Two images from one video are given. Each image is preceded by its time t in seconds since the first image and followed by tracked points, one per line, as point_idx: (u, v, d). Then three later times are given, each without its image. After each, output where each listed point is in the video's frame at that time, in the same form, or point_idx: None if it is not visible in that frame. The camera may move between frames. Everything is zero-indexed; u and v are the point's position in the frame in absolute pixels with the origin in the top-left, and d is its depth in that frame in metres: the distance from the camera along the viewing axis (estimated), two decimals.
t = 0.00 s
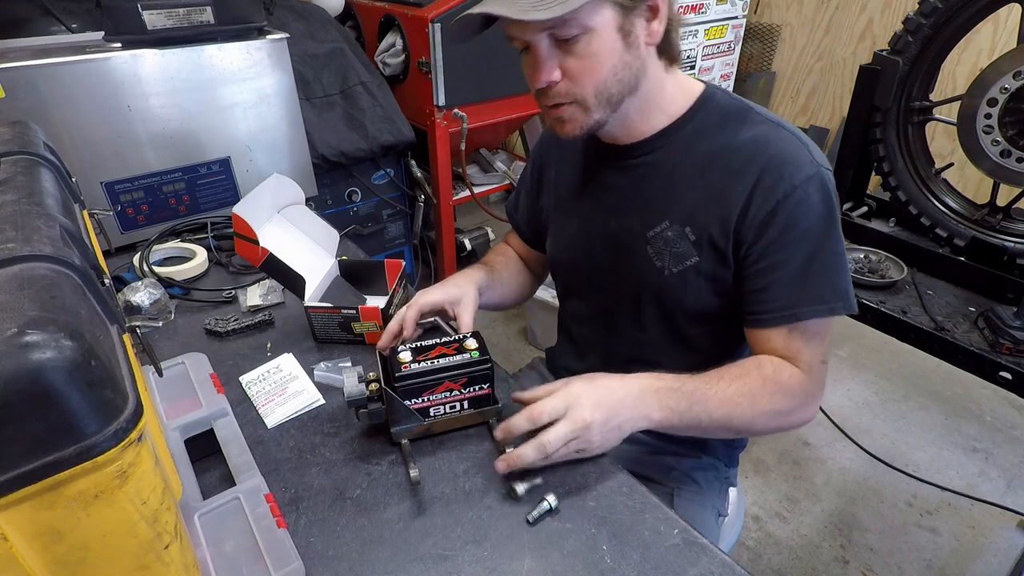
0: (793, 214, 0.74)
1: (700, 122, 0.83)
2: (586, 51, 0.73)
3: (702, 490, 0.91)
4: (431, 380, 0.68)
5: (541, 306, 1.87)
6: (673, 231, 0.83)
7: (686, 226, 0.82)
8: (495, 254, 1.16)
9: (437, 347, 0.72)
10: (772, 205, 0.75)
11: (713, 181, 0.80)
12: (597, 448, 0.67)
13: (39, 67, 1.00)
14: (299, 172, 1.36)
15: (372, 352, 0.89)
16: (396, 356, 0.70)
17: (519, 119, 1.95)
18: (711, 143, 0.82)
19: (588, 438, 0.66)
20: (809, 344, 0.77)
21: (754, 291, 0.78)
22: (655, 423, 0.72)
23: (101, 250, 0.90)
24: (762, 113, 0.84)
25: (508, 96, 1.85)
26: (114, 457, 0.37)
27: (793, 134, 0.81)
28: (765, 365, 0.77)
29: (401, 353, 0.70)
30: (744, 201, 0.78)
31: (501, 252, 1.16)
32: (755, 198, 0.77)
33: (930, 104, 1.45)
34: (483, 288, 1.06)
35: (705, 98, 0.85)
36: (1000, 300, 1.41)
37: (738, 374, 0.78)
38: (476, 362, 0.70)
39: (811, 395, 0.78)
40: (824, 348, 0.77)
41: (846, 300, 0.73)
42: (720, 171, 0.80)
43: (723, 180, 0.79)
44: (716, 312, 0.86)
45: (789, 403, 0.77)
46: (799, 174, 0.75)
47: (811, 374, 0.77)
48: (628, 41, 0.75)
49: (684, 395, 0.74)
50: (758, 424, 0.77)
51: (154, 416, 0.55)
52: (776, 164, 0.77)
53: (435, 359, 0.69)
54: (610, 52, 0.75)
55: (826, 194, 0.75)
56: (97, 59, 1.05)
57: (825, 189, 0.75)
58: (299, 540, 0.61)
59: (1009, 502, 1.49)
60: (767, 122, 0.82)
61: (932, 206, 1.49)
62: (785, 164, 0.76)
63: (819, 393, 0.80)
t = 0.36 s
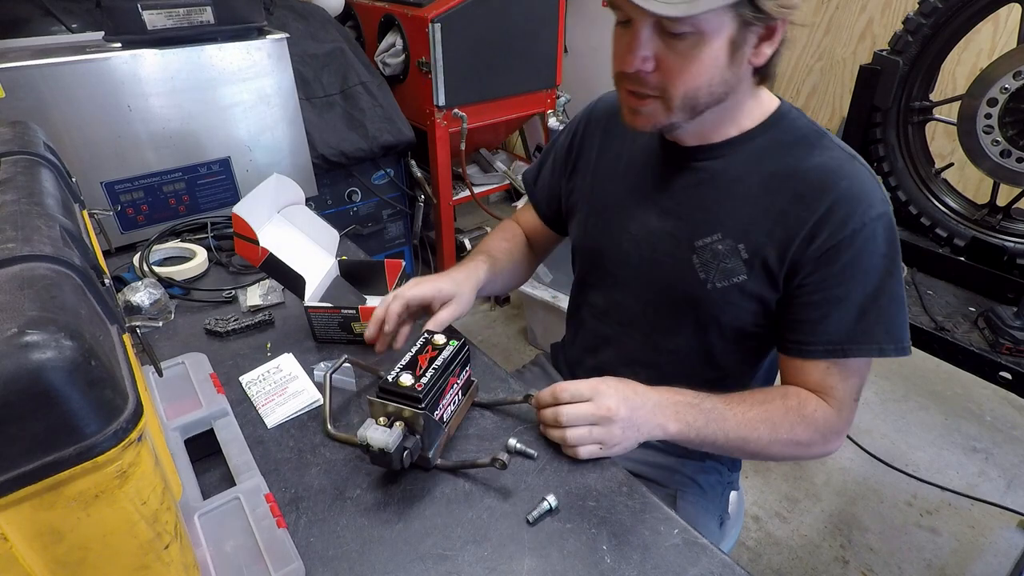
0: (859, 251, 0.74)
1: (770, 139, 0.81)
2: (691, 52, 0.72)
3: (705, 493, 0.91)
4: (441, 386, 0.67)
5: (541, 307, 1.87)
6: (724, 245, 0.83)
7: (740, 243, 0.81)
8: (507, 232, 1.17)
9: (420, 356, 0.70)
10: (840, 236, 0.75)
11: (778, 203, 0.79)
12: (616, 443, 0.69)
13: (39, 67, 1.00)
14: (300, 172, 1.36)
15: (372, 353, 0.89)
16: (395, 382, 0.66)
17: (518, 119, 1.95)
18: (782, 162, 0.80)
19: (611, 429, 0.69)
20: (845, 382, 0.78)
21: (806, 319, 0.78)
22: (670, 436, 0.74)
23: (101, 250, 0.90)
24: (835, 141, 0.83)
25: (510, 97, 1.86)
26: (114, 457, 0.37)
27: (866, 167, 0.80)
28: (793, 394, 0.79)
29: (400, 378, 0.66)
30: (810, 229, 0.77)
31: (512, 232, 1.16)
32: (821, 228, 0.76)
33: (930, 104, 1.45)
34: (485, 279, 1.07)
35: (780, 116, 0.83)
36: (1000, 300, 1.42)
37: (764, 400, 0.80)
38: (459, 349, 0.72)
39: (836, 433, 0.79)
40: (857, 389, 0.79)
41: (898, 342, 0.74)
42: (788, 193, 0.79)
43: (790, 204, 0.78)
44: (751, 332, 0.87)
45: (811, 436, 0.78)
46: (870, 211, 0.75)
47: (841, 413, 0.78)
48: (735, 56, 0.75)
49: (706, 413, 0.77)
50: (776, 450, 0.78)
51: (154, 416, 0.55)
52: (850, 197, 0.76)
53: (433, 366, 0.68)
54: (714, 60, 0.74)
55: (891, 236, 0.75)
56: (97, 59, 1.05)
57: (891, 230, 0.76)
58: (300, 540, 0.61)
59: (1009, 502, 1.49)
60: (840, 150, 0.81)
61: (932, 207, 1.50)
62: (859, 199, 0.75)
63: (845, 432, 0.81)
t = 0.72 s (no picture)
0: (857, 257, 0.74)
1: (769, 143, 0.81)
2: (704, 67, 0.73)
3: (702, 493, 0.91)
4: (441, 386, 0.67)
5: (541, 306, 1.88)
6: (722, 250, 0.82)
7: (737, 248, 0.81)
8: (514, 245, 1.16)
9: (420, 355, 0.70)
10: (839, 242, 0.75)
11: (776, 208, 0.79)
12: (624, 447, 0.68)
13: (39, 67, 1.00)
14: (300, 172, 1.36)
15: (372, 353, 0.89)
16: (394, 382, 0.66)
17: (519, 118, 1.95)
18: (780, 167, 0.80)
19: (616, 431, 0.68)
20: (849, 387, 0.78)
21: (805, 325, 0.78)
22: (678, 438, 0.74)
23: (101, 250, 0.90)
24: (836, 144, 0.82)
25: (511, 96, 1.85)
26: (113, 457, 0.37)
27: (865, 171, 0.80)
28: (797, 397, 0.80)
29: (400, 378, 0.66)
30: (807, 235, 0.77)
31: (519, 245, 1.16)
32: (819, 233, 0.76)
33: (930, 104, 1.45)
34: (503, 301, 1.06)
35: (781, 117, 0.82)
36: (1000, 300, 1.42)
37: (768, 404, 0.80)
38: (459, 350, 0.72)
39: (843, 436, 0.80)
40: (863, 392, 0.79)
41: (899, 349, 0.74)
42: (786, 198, 0.79)
43: (788, 210, 0.78)
44: (751, 336, 0.86)
45: (817, 440, 0.78)
46: (869, 217, 0.75)
47: (846, 417, 0.79)
48: (745, 66, 0.75)
49: (710, 415, 0.77)
50: (783, 454, 0.78)
51: (154, 416, 0.55)
52: (848, 202, 0.76)
53: (433, 366, 0.68)
54: (726, 72, 0.74)
55: (890, 242, 0.75)
56: (97, 59, 1.05)
57: (890, 236, 0.76)
58: (300, 540, 0.61)
59: (1009, 502, 1.49)
60: (840, 154, 0.80)
61: (932, 207, 1.50)
62: (856, 205, 0.75)
63: (850, 435, 0.81)
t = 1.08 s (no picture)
0: (836, 239, 0.73)
1: (743, 134, 0.82)
2: (666, 65, 0.73)
3: (702, 493, 0.91)
4: (441, 386, 0.67)
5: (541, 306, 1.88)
6: (703, 244, 0.83)
7: (718, 241, 0.81)
8: (512, 260, 1.16)
9: (420, 355, 0.70)
10: (814, 225, 0.74)
11: (752, 198, 0.79)
12: (614, 464, 0.65)
13: (39, 67, 1.00)
14: (299, 173, 1.36)
15: (372, 353, 0.89)
16: (394, 382, 0.66)
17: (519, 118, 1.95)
18: (754, 157, 0.80)
19: (602, 448, 0.65)
20: (853, 373, 0.75)
21: (792, 315, 0.76)
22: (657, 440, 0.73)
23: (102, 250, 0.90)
24: (812, 130, 0.82)
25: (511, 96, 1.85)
26: (113, 457, 0.37)
27: (842, 155, 0.79)
28: (797, 393, 0.76)
29: (400, 378, 0.66)
30: (784, 222, 0.76)
31: (517, 259, 1.15)
32: (796, 219, 0.75)
33: (930, 103, 1.45)
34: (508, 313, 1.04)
35: (754, 109, 0.83)
36: (1000, 300, 1.42)
37: (770, 405, 0.77)
38: (459, 350, 0.72)
39: (856, 429, 0.75)
40: (870, 380, 0.75)
41: (888, 333, 0.72)
42: (761, 187, 0.79)
43: (764, 199, 0.78)
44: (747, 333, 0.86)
45: (829, 436, 0.74)
46: (843, 198, 0.74)
47: (852, 407, 0.75)
48: (709, 60, 0.75)
49: (704, 418, 0.74)
50: (794, 454, 0.74)
51: (154, 416, 0.55)
52: (821, 185, 0.75)
53: (433, 366, 0.68)
54: (688, 68, 0.74)
55: (869, 222, 0.74)
56: (97, 59, 1.05)
57: (868, 215, 0.74)
58: (299, 540, 0.61)
59: (1009, 502, 1.49)
60: (815, 140, 0.80)
61: (932, 207, 1.50)
62: (829, 187, 0.75)
63: (865, 429, 0.77)
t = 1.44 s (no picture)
0: (822, 229, 0.73)
1: (725, 129, 0.82)
2: (621, 54, 0.73)
3: (701, 494, 0.90)
4: (442, 386, 0.67)
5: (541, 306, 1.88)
6: (691, 240, 0.82)
7: (705, 236, 0.81)
8: (510, 263, 1.15)
9: (420, 355, 0.70)
10: (798, 218, 0.74)
11: (736, 193, 0.79)
12: (621, 474, 0.64)
13: (39, 67, 1.00)
14: (299, 172, 1.36)
15: (372, 353, 0.89)
16: (395, 382, 0.66)
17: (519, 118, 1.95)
18: (737, 151, 0.80)
19: (612, 460, 0.64)
20: (845, 363, 0.75)
21: (784, 307, 0.76)
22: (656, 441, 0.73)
23: (102, 250, 0.90)
24: (792, 123, 0.82)
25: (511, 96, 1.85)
26: (113, 457, 0.37)
27: (823, 146, 0.79)
28: (796, 386, 0.75)
29: (401, 378, 0.66)
30: (770, 215, 0.76)
31: (515, 262, 1.15)
32: (781, 211, 0.75)
33: (930, 104, 1.45)
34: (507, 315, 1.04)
35: (732, 103, 0.83)
36: (1000, 300, 1.42)
37: (769, 399, 0.75)
38: (459, 350, 0.72)
39: (851, 417, 0.75)
40: (860, 367, 0.75)
41: (883, 319, 0.72)
42: (745, 182, 0.79)
43: (748, 193, 0.78)
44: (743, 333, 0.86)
45: (827, 427, 0.74)
46: (827, 189, 0.74)
47: (847, 395, 0.75)
48: (665, 45, 0.75)
49: (711, 424, 0.71)
50: (796, 450, 0.73)
51: (153, 416, 0.55)
52: (803, 177, 0.75)
53: (433, 366, 0.68)
54: (645, 54, 0.74)
55: (854, 210, 0.74)
56: (97, 59, 1.05)
57: (853, 205, 0.74)
58: (299, 540, 0.61)
59: (1009, 502, 1.49)
60: (797, 133, 0.80)
61: (932, 207, 1.50)
62: (811, 178, 0.75)
63: (857, 416, 0.77)
